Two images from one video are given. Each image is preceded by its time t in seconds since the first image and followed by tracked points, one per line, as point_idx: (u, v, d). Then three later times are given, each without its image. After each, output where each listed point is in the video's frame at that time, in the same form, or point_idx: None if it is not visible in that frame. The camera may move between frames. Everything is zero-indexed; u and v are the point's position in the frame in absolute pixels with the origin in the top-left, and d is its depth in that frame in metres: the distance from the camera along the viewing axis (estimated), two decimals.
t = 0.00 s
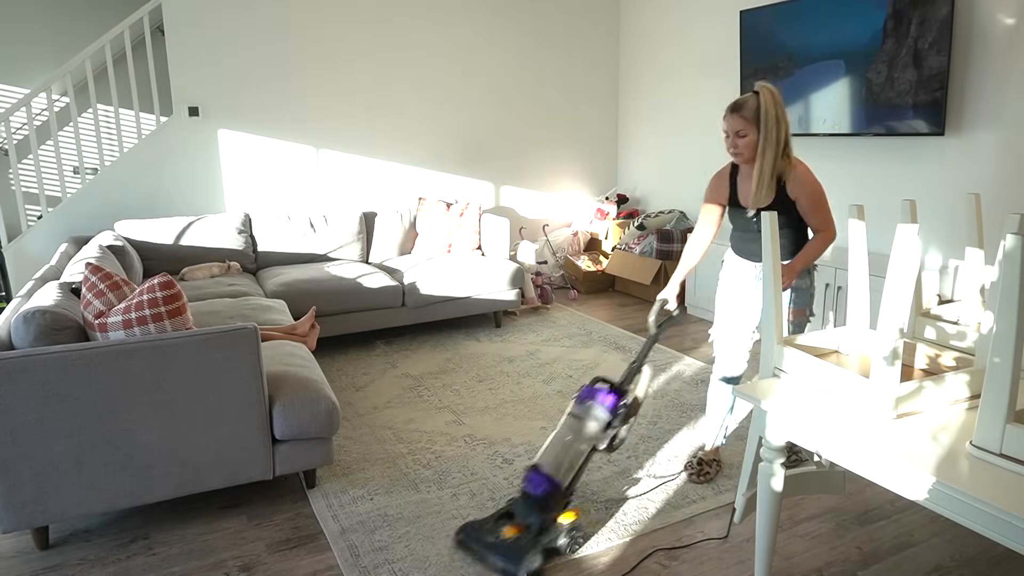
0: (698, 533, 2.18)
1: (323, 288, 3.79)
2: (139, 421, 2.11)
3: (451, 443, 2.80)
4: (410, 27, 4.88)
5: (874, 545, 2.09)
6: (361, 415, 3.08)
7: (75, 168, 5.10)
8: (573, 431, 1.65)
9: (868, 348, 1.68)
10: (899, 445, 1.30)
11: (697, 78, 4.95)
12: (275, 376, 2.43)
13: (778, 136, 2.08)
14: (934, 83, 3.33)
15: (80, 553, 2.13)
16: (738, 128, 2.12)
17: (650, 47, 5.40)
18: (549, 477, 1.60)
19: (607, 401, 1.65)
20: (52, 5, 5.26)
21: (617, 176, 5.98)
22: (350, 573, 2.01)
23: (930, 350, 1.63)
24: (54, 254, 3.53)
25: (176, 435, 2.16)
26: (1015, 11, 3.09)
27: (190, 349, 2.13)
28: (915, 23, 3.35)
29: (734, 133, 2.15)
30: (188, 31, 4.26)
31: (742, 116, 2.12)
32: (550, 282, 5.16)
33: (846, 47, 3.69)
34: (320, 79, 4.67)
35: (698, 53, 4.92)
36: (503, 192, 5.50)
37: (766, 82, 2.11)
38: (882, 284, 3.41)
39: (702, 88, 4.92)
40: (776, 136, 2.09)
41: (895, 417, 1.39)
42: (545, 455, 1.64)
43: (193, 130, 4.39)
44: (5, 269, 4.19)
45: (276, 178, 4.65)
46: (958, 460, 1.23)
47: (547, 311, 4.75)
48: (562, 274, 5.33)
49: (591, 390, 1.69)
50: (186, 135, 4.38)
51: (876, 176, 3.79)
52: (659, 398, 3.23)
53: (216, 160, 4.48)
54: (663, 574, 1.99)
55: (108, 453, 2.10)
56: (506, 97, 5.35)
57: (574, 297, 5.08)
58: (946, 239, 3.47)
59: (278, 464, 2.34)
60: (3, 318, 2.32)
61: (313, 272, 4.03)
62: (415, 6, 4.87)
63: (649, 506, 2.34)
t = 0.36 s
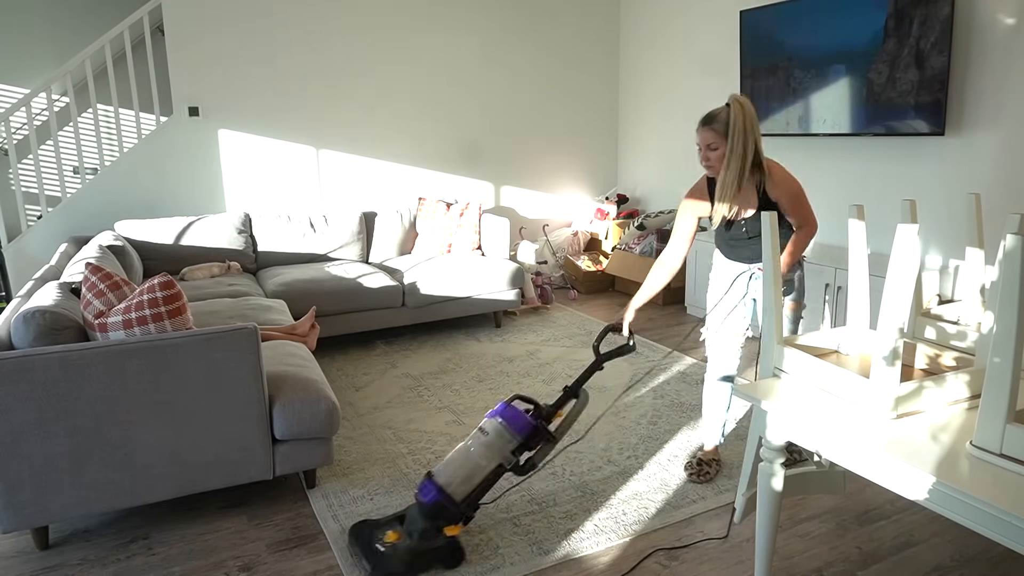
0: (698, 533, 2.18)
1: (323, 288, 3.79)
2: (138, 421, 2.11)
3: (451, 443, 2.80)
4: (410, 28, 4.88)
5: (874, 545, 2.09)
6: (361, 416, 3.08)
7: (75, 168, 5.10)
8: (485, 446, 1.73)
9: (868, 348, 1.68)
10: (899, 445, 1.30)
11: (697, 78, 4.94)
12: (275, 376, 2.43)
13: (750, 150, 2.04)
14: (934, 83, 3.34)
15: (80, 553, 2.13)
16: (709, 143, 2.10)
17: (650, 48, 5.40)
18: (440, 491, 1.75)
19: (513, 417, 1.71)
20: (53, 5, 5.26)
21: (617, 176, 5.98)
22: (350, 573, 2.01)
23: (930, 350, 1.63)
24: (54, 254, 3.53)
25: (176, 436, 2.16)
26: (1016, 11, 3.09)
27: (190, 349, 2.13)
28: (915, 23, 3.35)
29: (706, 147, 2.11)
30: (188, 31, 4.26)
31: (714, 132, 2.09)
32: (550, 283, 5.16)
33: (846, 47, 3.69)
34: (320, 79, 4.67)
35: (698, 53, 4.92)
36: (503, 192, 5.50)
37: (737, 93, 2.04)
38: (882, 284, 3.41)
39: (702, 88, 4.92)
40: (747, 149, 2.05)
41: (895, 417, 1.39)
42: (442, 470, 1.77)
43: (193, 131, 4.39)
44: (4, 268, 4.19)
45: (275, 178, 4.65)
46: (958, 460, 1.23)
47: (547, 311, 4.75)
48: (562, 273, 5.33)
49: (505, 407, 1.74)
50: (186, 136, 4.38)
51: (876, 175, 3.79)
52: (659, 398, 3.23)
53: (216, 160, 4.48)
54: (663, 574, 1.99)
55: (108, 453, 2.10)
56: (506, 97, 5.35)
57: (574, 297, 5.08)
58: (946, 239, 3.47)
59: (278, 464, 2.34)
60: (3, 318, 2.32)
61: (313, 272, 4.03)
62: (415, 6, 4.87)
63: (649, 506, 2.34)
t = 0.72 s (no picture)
0: (697, 533, 2.18)
1: (323, 288, 3.79)
2: (138, 421, 2.11)
3: (451, 443, 2.80)
4: (410, 28, 4.88)
5: (874, 545, 2.09)
6: (362, 415, 3.09)
7: (75, 168, 5.10)
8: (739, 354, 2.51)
9: (868, 347, 1.67)
10: (899, 445, 1.30)
11: (698, 78, 4.95)
12: (275, 376, 2.42)
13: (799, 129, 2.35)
14: (934, 82, 3.33)
15: (80, 553, 2.13)
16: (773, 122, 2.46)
17: (650, 48, 5.40)
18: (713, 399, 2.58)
19: (750, 329, 2.46)
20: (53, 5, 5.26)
21: (617, 176, 5.98)
22: (350, 573, 2.01)
23: (930, 350, 1.63)
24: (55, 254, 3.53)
25: (176, 436, 2.17)
26: (1016, 11, 3.09)
27: (190, 349, 2.13)
28: (916, 22, 3.35)
29: (774, 124, 2.46)
30: (188, 31, 4.26)
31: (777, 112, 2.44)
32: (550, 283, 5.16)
33: (846, 46, 3.69)
34: (320, 80, 4.67)
35: (698, 53, 4.92)
36: (503, 192, 5.50)
37: (802, 79, 2.36)
38: (882, 284, 3.41)
39: (702, 88, 4.92)
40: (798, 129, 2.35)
41: (894, 417, 1.39)
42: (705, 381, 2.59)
43: (194, 131, 4.39)
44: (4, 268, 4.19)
45: (275, 178, 4.65)
46: (958, 460, 1.23)
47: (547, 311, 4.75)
48: (562, 273, 5.33)
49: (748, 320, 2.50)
50: (186, 135, 4.38)
51: (876, 175, 3.79)
52: (659, 398, 3.23)
53: (216, 160, 4.48)
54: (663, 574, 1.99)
55: (108, 453, 2.10)
56: (506, 97, 5.35)
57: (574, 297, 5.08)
58: (946, 240, 3.47)
59: (278, 464, 2.34)
60: (3, 318, 2.32)
61: (313, 272, 4.03)
62: (415, 7, 4.87)
63: (649, 506, 2.34)
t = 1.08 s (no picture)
0: (698, 533, 2.18)
1: (323, 288, 3.79)
2: (138, 421, 2.11)
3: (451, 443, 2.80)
4: (410, 28, 4.87)
5: (874, 545, 2.09)
6: (361, 416, 3.08)
7: (75, 168, 5.10)
8: (481, 412, 2.05)
9: (868, 347, 1.67)
10: (899, 446, 1.29)
11: (697, 78, 4.94)
12: (274, 376, 2.42)
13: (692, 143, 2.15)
14: (934, 82, 3.32)
15: (80, 553, 2.13)
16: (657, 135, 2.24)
17: (651, 47, 5.40)
18: (437, 450, 2.13)
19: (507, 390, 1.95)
20: (54, 6, 5.26)
21: (617, 176, 5.98)
22: (350, 573, 2.00)
23: (930, 350, 1.63)
24: (54, 254, 3.53)
25: (176, 436, 2.16)
26: (1016, 11, 3.09)
27: (190, 349, 2.12)
28: (916, 21, 3.34)
29: (655, 137, 2.25)
30: (189, 32, 4.26)
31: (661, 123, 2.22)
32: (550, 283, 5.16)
33: (846, 46, 3.68)
34: (321, 80, 4.67)
35: (698, 53, 4.92)
36: (503, 192, 5.49)
37: (685, 88, 2.14)
38: (882, 284, 3.41)
39: (702, 88, 4.91)
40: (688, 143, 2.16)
41: (895, 417, 1.38)
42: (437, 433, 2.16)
43: (193, 131, 4.39)
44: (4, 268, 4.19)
45: (275, 179, 4.65)
46: (959, 461, 1.23)
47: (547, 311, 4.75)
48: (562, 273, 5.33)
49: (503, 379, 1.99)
50: (186, 135, 4.38)
51: (877, 175, 3.78)
52: (659, 398, 3.23)
53: (216, 160, 4.48)
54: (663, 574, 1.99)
55: (108, 453, 2.09)
56: (506, 97, 5.35)
57: (574, 297, 5.07)
58: (946, 240, 3.46)
59: (278, 464, 2.34)
60: (2, 318, 2.31)
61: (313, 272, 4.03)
62: (415, 7, 4.87)
63: (650, 506, 2.33)
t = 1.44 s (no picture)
0: (698, 533, 2.18)
1: (323, 288, 3.79)
2: (138, 421, 2.11)
3: (451, 443, 2.80)
4: (410, 28, 4.88)
5: (874, 545, 2.09)
6: (361, 415, 3.08)
7: (75, 168, 5.10)
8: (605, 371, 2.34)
9: (868, 347, 1.67)
10: (899, 445, 1.29)
11: (697, 78, 4.95)
12: (274, 376, 2.42)
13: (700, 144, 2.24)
14: (934, 82, 3.33)
15: (80, 553, 2.13)
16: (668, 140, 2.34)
17: (651, 47, 5.40)
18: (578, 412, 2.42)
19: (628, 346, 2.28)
20: (53, 6, 5.26)
21: (617, 176, 5.98)
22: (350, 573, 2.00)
23: (930, 350, 1.63)
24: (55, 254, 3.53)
25: (176, 436, 2.17)
26: (1016, 11, 3.09)
27: (190, 349, 2.13)
28: (916, 21, 3.34)
29: (668, 143, 2.35)
30: (189, 32, 4.26)
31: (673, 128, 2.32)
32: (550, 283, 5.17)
33: (846, 46, 3.68)
34: (320, 80, 4.67)
35: (698, 53, 4.92)
36: (503, 192, 5.50)
37: (698, 95, 2.27)
38: (882, 284, 3.41)
39: (702, 88, 4.92)
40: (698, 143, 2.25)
41: (894, 417, 1.38)
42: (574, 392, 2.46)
43: (193, 131, 4.39)
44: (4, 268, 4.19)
45: (275, 179, 4.65)
46: (958, 461, 1.23)
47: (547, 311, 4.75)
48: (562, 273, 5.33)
49: (620, 337, 2.31)
50: (186, 135, 4.38)
51: (877, 175, 3.78)
52: (659, 399, 3.23)
53: (216, 160, 4.48)
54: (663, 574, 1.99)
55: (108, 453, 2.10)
56: (506, 98, 5.35)
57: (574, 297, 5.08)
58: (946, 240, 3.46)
59: (277, 464, 2.34)
60: (3, 318, 2.32)
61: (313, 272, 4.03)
62: (415, 7, 4.87)
63: (650, 505, 2.34)
